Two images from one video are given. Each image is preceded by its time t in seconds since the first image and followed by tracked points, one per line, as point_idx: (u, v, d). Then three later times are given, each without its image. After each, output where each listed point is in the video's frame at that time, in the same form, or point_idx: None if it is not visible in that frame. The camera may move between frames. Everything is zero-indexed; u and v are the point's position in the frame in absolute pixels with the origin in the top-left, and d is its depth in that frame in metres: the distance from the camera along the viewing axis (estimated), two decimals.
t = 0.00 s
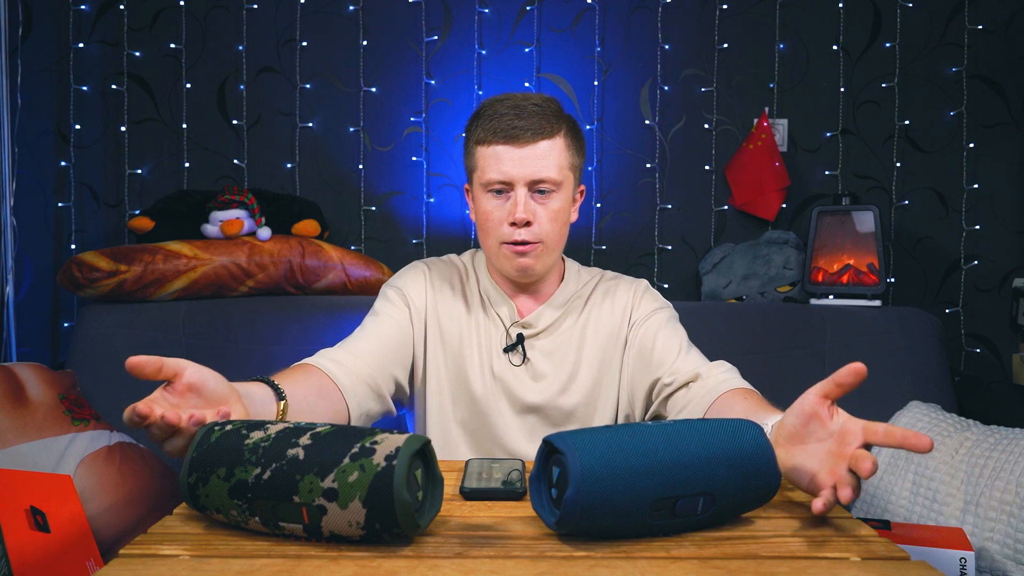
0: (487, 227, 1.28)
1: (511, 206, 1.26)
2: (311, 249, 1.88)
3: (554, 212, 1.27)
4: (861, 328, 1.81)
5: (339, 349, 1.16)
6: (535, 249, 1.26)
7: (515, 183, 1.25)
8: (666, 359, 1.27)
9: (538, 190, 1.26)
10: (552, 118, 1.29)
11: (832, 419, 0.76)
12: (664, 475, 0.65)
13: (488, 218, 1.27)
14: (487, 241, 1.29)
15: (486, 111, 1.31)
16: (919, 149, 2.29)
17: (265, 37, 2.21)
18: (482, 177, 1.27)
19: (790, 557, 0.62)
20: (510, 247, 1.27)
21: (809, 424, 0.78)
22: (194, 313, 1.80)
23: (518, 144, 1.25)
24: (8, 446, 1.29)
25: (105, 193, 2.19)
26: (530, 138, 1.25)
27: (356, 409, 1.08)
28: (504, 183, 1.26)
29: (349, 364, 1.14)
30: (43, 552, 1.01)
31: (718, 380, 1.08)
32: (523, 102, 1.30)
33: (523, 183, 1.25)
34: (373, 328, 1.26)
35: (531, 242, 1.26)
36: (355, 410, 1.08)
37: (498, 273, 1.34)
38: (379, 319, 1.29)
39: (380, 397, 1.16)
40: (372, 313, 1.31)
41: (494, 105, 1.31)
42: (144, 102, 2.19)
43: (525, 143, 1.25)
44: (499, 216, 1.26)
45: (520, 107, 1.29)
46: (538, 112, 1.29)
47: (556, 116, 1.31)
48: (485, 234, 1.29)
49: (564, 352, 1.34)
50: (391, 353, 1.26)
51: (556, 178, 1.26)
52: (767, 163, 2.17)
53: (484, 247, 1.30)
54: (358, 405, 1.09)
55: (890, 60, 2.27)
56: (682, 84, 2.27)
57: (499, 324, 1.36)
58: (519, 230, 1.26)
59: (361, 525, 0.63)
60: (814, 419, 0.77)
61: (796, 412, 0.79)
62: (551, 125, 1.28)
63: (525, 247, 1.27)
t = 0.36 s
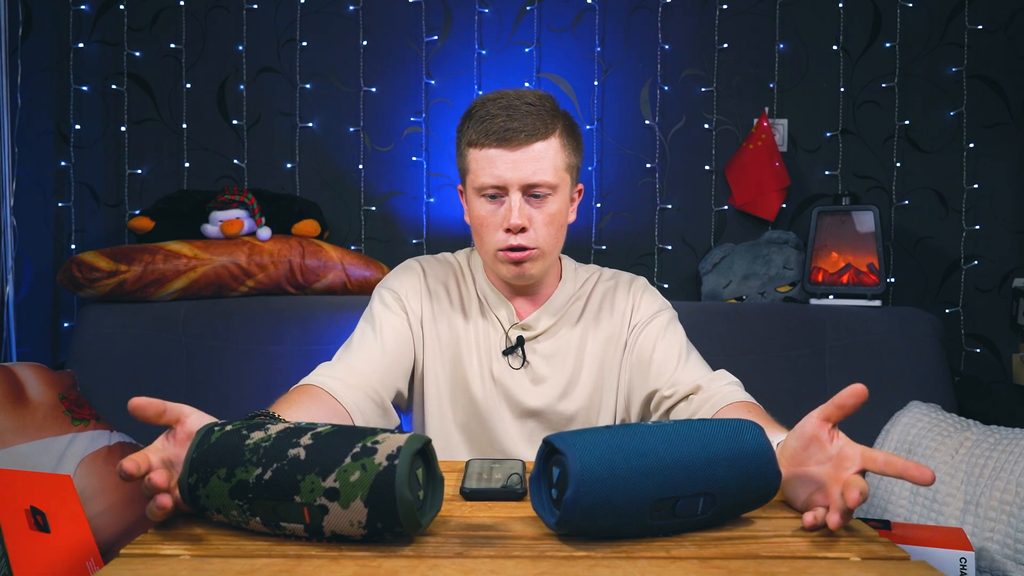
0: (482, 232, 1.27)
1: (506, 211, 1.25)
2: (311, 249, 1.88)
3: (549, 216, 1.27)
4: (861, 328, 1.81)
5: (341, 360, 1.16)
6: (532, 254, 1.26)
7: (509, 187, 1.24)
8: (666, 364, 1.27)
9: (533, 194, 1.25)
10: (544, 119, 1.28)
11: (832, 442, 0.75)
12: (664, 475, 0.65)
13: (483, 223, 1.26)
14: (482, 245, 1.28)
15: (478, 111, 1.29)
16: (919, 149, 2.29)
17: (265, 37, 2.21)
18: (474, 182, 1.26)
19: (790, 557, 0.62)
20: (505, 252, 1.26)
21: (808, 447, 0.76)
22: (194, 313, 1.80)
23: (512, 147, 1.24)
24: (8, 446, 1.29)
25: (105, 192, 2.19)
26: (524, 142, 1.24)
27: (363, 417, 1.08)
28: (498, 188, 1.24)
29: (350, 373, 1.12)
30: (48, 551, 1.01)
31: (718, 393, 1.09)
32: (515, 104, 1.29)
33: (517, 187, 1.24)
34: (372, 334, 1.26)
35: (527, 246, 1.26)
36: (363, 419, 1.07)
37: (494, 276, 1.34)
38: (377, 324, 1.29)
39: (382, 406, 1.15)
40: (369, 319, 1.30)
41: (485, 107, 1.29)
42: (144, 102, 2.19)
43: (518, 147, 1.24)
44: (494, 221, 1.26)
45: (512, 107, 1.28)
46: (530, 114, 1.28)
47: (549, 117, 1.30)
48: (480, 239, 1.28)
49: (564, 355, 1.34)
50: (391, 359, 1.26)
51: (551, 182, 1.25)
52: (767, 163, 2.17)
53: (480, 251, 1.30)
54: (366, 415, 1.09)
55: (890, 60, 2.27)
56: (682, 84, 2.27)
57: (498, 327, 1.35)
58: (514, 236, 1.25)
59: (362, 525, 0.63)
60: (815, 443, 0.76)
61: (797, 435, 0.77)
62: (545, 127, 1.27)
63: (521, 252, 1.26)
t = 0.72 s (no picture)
0: (498, 226, 1.28)
1: (525, 207, 1.25)
2: (311, 249, 1.88)
3: (567, 214, 1.27)
4: (861, 328, 1.81)
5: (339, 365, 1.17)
6: (547, 251, 1.26)
7: (531, 182, 1.25)
8: (662, 368, 1.27)
9: (552, 191, 1.26)
10: (567, 119, 1.29)
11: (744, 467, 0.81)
12: (663, 474, 0.65)
13: (500, 217, 1.27)
14: (497, 239, 1.28)
15: (499, 107, 1.31)
16: (919, 149, 2.28)
17: (265, 37, 2.21)
18: (495, 176, 1.27)
19: (789, 557, 0.61)
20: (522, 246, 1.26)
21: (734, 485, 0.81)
22: (194, 313, 1.80)
23: (534, 144, 1.25)
24: (8, 446, 1.29)
25: (105, 192, 2.19)
26: (545, 138, 1.25)
27: (362, 421, 1.08)
28: (519, 182, 1.25)
29: (348, 377, 1.13)
30: (50, 549, 1.02)
31: (711, 395, 1.09)
32: (539, 103, 1.30)
33: (539, 183, 1.25)
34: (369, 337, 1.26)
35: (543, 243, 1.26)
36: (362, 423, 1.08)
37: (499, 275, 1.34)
38: (374, 326, 1.29)
39: (380, 409, 1.16)
40: (366, 321, 1.30)
41: (510, 103, 1.30)
42: (143, 102, 2.19)
43: (541, 143, 1.25)
44: (512, 216, 1.26)
45: (534, 105, 1.29)
46: (552, 113, 1.29)
47: (569, 118, 1.31)
48: (496, 234, 1.28)
49: (561, 355, 1.34)
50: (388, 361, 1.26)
51: (570, 180, 1.26)
52: (767, 164, 2.17)
53: (493, 246, 1.30)
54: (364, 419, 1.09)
55: (890, 60, 2.27)
56: (682, 84, 2.27)
57: (495, 326, 1.35)
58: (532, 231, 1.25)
59: (362, 525, 0.63)
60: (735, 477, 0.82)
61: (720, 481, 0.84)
62: (566, 125, 1.28)
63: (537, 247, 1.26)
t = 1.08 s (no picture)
0: (501, 218, 1.28)
1: (527, 198, 1.26)
2: (311, 249, 1.88)
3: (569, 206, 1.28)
4: (860, 328, 1.81)
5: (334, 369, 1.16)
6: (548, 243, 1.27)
7: (534, 174, 1.25)
8: (662, 364, 1.27)
9: (554, 182, 1.26)
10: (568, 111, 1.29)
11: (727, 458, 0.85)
12: (661, 478, 0.65)
13: (503, 209, 1.27)
14: (498, 231, 1.29)
15: (499, 102, 1.30)
16: (919, 149, 2.28)
17: (265, 37, 2.21)
18: (497, 167, 1.27)
19: (789, 557, 0.62)
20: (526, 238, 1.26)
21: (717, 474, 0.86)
22: (194, 313, 1.80)
23: (535, 136, 1.25)
24: (8, 446, 1.29)
25: (105, 192, 2.19)
26: (546, 130, 1.24)
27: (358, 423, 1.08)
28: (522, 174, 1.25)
29: (344, 381, 1.13)
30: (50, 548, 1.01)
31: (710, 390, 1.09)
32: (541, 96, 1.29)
33: (541, 174, 1.25)
34: (364, 342, 1.26)
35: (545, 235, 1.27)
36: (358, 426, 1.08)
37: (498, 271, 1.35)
38: (370, 330, 1.29)
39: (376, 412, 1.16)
40: (361, 326, 1.30)
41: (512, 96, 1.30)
42: (143, 102, 2.19)
43: (543, 135, 1.25)
44: (514, 208, 1.26)
45: (535, 99, 1.29)
46: (553, 105, 1.28)
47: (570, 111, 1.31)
48: (497, 226, 1.28)
49: (560, 354, 1.34)
50: (384, 364, 1.25)
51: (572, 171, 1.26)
52: (767, 164, 2.17)
53: (494, 238, 1.30)
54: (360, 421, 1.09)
55: (890, 60, 2.27)
56: (682, 84, 2.27)
57: (492, 327, 1.35)
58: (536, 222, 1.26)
59: (357, 534, 0.62)
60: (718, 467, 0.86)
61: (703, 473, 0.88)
62: (567, 118, 1.27)
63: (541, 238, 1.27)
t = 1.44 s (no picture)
0: (484, 201, 1.28)
1: (507, 176, 1.26)
2: (311, 249, 1.88)
3: (550, 181, 1.28)
4: (860, 328, 1.81)
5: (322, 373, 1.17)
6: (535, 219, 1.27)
7: (512, 153, 1.26)
8: (662, 357, 1.27)
9: (533, 159, 1.27)
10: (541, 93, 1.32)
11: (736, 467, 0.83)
12: (682, 477, 0.65)
13: (485, 192, 1.27)
14: (482, 213, 1.29)
15: (472, 92, 1.33)
16: (919, 149, 2.28)
17: (265, 37, 2.21)
18: (474, 151, 1.28)
19: (789, 557, 0.62)
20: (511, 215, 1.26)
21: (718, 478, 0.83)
22: (194, 313, 1.80)
23: (509, 117, 1.26)
24: (8, 446, 1.29)
25: (105, 192, 2.19)
26: (520, 110, 1.26)
27: (346, 426, 1.08)
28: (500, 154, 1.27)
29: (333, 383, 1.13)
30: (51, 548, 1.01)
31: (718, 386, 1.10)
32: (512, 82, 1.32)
33: (519, 152, 1.26)
34: (355, 343, 1.26)
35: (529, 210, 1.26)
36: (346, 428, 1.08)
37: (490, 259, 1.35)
38: (361, 330, 1.29)
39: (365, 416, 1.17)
40: (353, 326, 1.30)
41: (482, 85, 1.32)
42: (143, 102, 2.19)
43: (516, 114, 1.26)
44: (495, 188, 1.27)
45: (506, 85, 1.31)
46: (526, 87, 1.31)
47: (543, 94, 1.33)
48: (480, 208, 1.29)
49: (558, 348, 1.34)
50: (375, 363, 1.26)
51: (549, 146, 1.28)
52: (767, 164, 2.17)
53: (480, 222, 1.30)
54: (347, 423, 1.09)
55: (890, 60, 2.27)
56: (682, 84, 2.27)
57: (486, 322, 1.35)
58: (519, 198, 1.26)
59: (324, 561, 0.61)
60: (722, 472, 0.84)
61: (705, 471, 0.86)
62: (540, 98, 1.29)
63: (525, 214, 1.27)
